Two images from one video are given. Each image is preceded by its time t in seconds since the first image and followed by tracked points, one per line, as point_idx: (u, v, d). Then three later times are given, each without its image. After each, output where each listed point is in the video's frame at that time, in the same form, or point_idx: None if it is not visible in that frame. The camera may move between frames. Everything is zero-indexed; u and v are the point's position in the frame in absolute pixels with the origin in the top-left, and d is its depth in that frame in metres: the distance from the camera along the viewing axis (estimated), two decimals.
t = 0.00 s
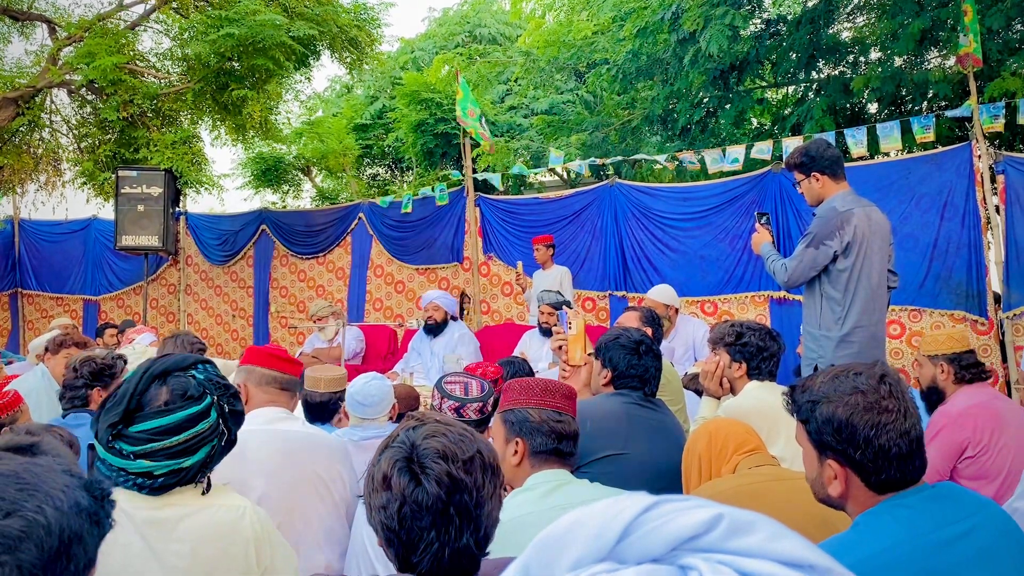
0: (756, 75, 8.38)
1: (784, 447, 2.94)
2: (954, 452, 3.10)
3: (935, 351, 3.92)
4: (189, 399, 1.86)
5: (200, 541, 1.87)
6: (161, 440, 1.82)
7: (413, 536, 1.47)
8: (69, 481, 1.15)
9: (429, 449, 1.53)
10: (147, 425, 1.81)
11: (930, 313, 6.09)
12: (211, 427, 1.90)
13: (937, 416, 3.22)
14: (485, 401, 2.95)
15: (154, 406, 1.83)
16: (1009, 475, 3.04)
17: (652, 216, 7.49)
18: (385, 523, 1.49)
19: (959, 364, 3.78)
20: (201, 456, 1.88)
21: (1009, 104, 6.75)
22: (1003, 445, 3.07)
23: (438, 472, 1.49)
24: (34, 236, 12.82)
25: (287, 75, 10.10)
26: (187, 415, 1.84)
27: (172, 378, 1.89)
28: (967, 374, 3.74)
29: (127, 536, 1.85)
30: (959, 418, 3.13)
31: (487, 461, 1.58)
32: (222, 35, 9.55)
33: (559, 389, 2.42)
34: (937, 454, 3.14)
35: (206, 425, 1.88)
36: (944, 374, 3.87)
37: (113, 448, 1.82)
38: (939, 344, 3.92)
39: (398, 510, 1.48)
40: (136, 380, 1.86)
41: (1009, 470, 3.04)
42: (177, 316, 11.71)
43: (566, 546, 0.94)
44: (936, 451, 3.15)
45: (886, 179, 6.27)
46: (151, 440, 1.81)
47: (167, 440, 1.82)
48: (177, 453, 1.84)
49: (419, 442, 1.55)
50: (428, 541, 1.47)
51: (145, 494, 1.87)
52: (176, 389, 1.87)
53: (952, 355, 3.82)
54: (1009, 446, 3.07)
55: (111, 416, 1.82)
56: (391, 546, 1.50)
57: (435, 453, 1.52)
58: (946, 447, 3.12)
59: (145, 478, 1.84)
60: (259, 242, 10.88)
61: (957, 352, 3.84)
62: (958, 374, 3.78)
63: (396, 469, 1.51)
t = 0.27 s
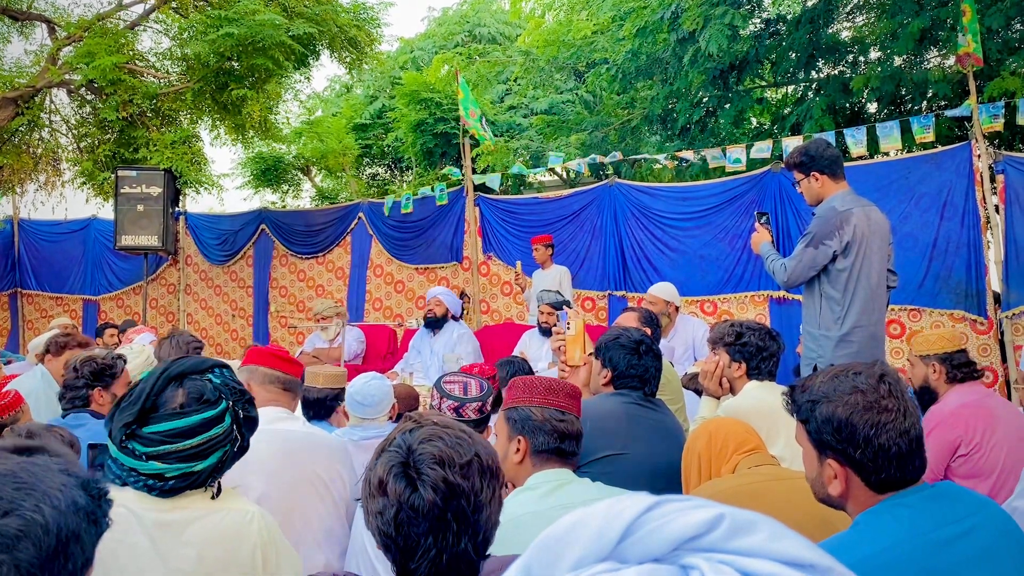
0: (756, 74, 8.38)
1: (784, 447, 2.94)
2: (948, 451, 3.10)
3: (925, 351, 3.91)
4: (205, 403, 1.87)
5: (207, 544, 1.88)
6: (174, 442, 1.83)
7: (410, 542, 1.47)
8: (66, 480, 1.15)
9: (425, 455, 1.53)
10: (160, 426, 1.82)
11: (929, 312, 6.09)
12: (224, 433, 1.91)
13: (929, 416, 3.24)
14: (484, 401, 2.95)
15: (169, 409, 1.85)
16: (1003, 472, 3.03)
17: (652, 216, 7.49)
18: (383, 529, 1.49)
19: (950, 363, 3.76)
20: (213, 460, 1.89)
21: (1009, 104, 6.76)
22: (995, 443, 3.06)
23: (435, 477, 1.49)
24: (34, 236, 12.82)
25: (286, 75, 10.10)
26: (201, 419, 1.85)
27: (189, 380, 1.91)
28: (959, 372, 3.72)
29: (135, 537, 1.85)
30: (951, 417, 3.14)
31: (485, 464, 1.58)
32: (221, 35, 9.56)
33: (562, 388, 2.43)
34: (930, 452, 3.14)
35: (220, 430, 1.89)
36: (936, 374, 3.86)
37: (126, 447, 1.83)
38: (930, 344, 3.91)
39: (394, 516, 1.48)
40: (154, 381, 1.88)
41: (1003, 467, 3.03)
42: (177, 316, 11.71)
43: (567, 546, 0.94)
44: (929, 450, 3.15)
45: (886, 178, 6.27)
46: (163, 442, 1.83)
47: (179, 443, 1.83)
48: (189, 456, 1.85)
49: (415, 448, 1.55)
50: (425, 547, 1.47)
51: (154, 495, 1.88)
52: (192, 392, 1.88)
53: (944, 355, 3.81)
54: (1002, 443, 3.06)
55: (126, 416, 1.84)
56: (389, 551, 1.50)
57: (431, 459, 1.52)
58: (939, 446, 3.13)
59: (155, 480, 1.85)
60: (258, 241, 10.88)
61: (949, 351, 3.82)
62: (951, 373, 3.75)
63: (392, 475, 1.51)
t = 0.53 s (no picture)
0: (755, 74, 8.38)
1: (784, 446, 2.93)
2: (947, 450, 3.10)
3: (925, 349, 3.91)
4: (210, 409, 1.92)
5: (212, 549, 1.88)
6: (179, 448, 1.85)
7: (409, 541, 1.47)
8: (71, 482, 1.15)
9: (424, 453, 1.53)
10: (166, 431, 1.85)
11: (928, 312, 6.09)
12: (230, 440, 1.94)
13: (929, 416, 3.24)
14: (482, 400, 2.94)
15: (175, 414, 1.89)
16: (1003, 472, 3.03)
17: (651, 215, 7.49)
18: (382, 528, 1.49)
19: (952, 362, 3.76)
20: (217, 469, 1.91)
21: (1008, 103, 6.76)
22: (996, 442, 3.07)
23: (433, 475, 1.49)
24: (33, 236, 12.81)
25: (286, 74, 10.10)
26: (207, 425, 1.89)
27: (196, 386, 1.96)
28: (960, 371, 3.71)
29: (139, 542, 1.84)
30: (952, 416, 3.14)
31: (483, 462, 1.58)
32: (220, 35, 9.55)
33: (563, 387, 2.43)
34: (930, 452, 3.14)
35: (225, 438, 1.92)
36: (935, 373, 3.86)
37: (131, 452, 1.86)
38: (931, 343, 3.91)
39: (393, 514, 1.48)
40: (160, 386, 1.93)
41: (1003, 466, 3.03)
42: (177, 316, 11.71)
43: (567, 546, 0.94)
44: (930, 449, 3.15)
45: (885, 178, 6.28)
46: (169, 447, 1.85)
47: (184, 448, 1.85)
48: (193, 463, 1.87)
49: (414, 446, 1.55)
50: (424, 545, 1.47)
51: (157, 501, 1.89)
52: (199, 399, 1.93)
53: (944, 354, 3.81)
54: (1002, 442, 3.06)
55: (132, 420, 1.88)
56: (388, 550, 1.50)
57: (430, 457, 1.52)
58: (939, 445, 3.13)
59: (159, 486, 1.86)
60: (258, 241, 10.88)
61: (949, 349, 3.82)
62: (951, 373, 3.75)
63: (391, 473, 1.51)
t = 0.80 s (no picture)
0: (754, 74, 8.37)
1: (783, 446, 2.94)
2: (952, 451, 3.11)
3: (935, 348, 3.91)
4: (211, 413, 1.93)
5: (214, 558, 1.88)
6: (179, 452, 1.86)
7: (409, 536, 1.47)
8: (87, 491, 1.05)
9: (424, 448, 1.53)
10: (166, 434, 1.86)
11: (927, 311, 6.09)
12: (231, 444, 1.95)
13: (936, 416, 3.22)
14: (479, 399, 2.94)
15: (176, 417, 1.91)
16: (1007, 474, 3.04)
17: (651, 215, 7.48)
18: (382, 523, 1.49)
19: (959, 361, 3.78)
20: (216, 472, 1.92)
21: (1007, 103, 6.77)
22: (1002, 443, 3.08)
23: (433, 470, 1.50)
24: (32, 236, 12.81)
25: (285, 75, 10.10)
26: (208, 429, 1.89)
27: (196, 391, 1.97)
28: (968, 371, 3.72)
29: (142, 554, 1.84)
30: (959, 416, 3.13)
31: (482, 458, 1.58)
32: (219, 35, 9.55)
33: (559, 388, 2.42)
34: (935, 452, 3.14)
35: (226, 441, 1.93)
36: (945, 370, 3.87)
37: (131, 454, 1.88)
38: (939, 342, 3.91)
39: (393, 509, 1.48)
40: (160, 390, 1.96)
41: (1008, 468, 3.05)
42: (176, 316, 11.70)
43: (564, 547, 0.91)
44: (934, 449, 3.15)
45: (885, 177, 6.28)
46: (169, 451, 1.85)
47: (184, 451, 1.86)
48: (193, 467, 1.87)
49: (414, 442, 1.56)
50: (425, 540, 1.47)
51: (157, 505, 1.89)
52: (200, 402, 1.95)
53: (952, 353, 3.81)
54: (1007, 443, 3.08)
55: (133, 422, 1.91)
56: (389, 546, 1.50)
57: (430, 452, 1.53)
58: (944, 445, 3.13)
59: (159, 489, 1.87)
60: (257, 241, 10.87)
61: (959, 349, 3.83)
62: (960, 371, 3.77)
63: (391, 468, 1.52)
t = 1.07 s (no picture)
0: (754, 74, 8.38)
1: (782, 446, 2.94)
2: (956, 451, 3.10)
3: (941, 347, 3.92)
4: (204, 416, 1.93)
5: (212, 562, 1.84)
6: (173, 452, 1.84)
7: (405, 539, 1.47)
8: (121, 508, 1.05)
9: (419, 451, 1.53)
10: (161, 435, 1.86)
11: (927, 310, 6.10)
12: (224, 447, 1.95)
13: (939, 415, 3.21)
14: (478, 399, 2.94)
15: (171, 417, 1.95)
16: (1010, 474, 3.05)
17: (650, 215, 7.48)
18: (378, 526, 1.50)
19: (965, 361, 3.77)
20: (212, 473, 1.90)
21: (1006, 102, 6.78)
22: (1005, 444, 3.09)
23: (428, 473, 1.49)
24: (31, 236, 12.81)
25: (284, 74, 10.10)
26: (201, 431, 1.89)
27: (190, 391, 2.01)
28: (973, 371, 3.72)
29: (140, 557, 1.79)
30: (964, 416, 3.12)
31: (478, 460, 1.58)
32: (218, 35, 9.54)
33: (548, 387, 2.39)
34: (939, 452, 3.14)
35: (219, 443, 1.93)
36: (949, 370, 3.86)
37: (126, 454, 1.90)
38: (945, 340, 3.93)
39: (389, 512, 1.48)
40: (155, 391, 2.02)
41: (1011, 468, 3.06)
42: (175, 316, 11.70)
43: (565, 547, 0.91)
44: (938, 450, 3.14)
45: (884, 177, 6.28)
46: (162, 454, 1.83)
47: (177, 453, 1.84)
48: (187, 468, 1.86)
49: (409, 445, 1.56)
50: (421, 543, 1.47)
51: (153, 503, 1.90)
52: (193, 404, 1.97)
53: (958, 352, 3.82)
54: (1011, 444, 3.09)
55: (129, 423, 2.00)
56: (385, 548, 1.50)
57: (425, 454, 1.52)
58: (948, 446, 3.13)
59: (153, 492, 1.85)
60: (256, 241, 10.87)
61: (964, 348, 3.83)
62: (964, 371, 3.77)
63: (387, 471, 1.52)
